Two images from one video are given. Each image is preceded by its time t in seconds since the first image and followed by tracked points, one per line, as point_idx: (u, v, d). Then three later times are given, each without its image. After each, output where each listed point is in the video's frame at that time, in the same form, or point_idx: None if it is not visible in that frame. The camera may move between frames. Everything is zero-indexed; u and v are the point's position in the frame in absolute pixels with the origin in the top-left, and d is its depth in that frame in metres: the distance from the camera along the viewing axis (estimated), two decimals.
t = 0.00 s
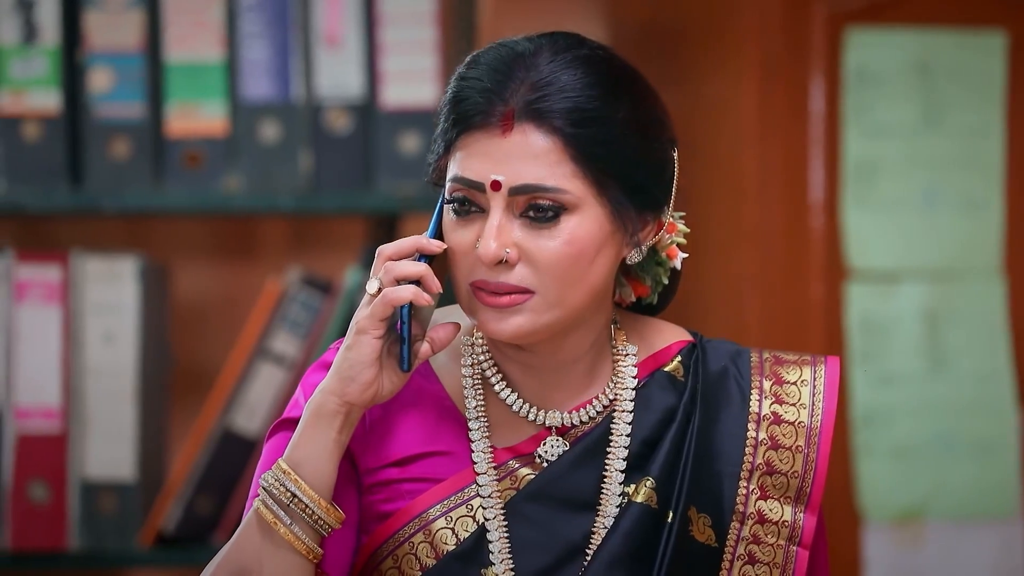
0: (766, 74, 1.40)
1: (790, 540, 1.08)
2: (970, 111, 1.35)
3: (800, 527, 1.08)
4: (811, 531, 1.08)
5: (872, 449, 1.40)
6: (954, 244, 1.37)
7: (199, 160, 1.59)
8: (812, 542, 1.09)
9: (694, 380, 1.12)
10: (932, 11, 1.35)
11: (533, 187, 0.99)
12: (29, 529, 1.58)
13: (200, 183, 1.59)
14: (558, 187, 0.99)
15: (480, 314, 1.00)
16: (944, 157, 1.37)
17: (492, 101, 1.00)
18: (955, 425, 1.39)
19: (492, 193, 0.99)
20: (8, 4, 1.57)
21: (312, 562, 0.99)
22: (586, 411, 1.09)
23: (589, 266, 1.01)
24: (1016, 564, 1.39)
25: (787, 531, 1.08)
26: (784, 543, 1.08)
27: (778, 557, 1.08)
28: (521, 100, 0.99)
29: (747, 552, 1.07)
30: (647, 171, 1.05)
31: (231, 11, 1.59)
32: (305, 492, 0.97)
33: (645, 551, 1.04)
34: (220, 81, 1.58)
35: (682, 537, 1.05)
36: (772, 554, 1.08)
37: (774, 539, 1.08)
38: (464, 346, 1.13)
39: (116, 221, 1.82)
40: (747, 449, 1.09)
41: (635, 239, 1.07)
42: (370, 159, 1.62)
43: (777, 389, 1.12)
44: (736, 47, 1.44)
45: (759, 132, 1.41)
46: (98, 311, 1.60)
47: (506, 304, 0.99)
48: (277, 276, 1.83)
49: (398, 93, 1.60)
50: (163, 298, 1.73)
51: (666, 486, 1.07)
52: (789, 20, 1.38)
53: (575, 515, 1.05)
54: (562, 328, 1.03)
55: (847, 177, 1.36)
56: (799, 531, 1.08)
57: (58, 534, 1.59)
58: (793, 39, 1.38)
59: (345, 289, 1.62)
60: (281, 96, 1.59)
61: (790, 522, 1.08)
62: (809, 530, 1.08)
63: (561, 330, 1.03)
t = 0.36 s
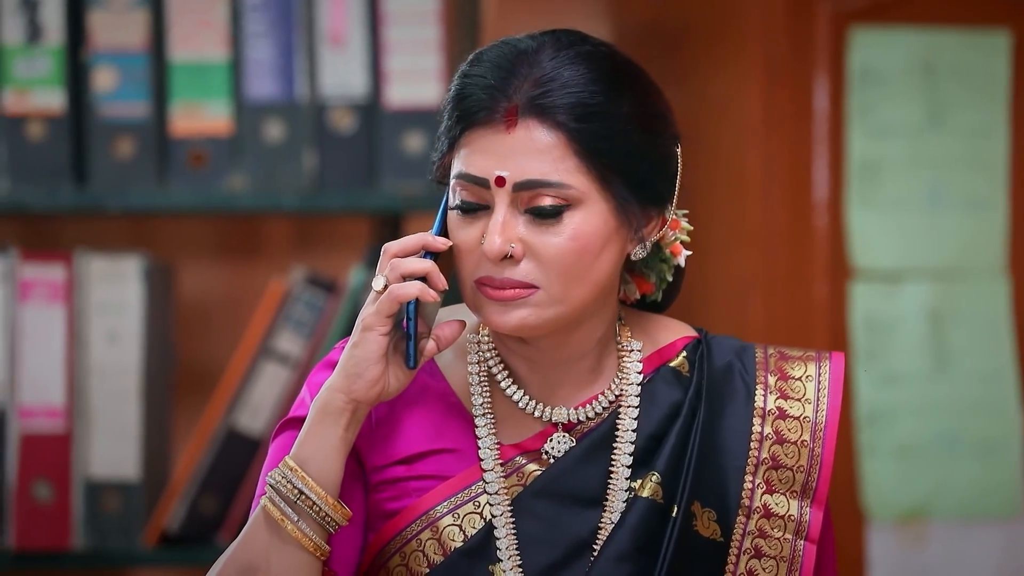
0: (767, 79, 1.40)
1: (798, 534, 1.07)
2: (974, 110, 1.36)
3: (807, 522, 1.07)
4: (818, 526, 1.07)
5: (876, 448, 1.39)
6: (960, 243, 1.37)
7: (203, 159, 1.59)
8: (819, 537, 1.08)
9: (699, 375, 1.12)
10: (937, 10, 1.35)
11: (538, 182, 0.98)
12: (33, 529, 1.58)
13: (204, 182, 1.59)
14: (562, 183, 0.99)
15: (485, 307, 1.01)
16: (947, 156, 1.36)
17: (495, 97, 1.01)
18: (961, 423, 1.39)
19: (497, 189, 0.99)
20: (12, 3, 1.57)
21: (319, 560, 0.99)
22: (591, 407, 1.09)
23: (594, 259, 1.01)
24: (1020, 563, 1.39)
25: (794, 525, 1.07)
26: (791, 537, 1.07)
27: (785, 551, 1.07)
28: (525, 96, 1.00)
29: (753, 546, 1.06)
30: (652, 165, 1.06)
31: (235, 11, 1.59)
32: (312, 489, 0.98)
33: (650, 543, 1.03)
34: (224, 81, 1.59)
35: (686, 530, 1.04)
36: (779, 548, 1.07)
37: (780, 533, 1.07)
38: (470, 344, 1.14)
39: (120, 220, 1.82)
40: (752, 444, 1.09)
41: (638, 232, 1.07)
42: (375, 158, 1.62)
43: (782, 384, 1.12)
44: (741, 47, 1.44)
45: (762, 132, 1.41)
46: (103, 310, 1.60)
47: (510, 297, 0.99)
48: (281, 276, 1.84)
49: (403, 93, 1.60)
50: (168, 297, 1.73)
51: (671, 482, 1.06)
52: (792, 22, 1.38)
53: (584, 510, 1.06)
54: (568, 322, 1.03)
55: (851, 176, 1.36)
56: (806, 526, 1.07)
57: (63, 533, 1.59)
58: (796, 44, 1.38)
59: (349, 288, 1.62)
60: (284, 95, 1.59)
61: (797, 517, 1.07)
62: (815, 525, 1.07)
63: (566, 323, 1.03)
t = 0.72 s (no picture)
0: (769, 76, 1.40)
1: (804, 533, 1.07)
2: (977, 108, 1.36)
3: (813, 521, 1.07)
4: (824, 525, 1.07)
5: (876, 449, 1.39)
6: (962, 243, 1.37)
7: (204, 159, 1.59)
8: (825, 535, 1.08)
9: (705, 374, 1.12)
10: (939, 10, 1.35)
11: (543, 184, 0.99)
12: (34, 529, 1.58)
13: (205, 182, 1.60)
14: (566, 184, 0.99)
15: (491, 311, 1.00)
16: (950, 156, 1.37)
17: (503, 97, 1.00)
18: (962, 423, 1.39)
19: (502, 190, 1.00)
20: (13, 3, 1.57)
21: (325, 558, 0.99)
22: (597, 406, 1.09)
23: (599, 260, 1.01)
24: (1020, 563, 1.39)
25: (800, 524, 1.07)
26: (797, 536, 1.07)
27: (791, 550, 1.07)
28: (532, 97, 1.00)
29: (760, 545, 1.06)
30: (659, 168, 1.06)
31: (236, 11, 1.59)
32: (316, 487, 0.97)
33: (656, 542, 1.04)
34: (224, 81, 1.59)
35: (691, 531, 1.05)
36: (786, 547, 1.07)
37: (786, 532, 1.07)
38: (476, 343, 1.13)
39: (121, 220, 1.82)
40: (758, 442, 1.09)
41: (644, 235, 1.07)
42: (376, 158, 1.62)
43: (788, 382, 1.12)
44: (742, 44, 1.44)
45: (763, 136, 1.41)
46: (104, 310, 1.60)
47: (518, 300, 0.99)
48: (282, 276, 1.84)
49: (404, 92, 1.60)
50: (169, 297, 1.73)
51: (677, 480, 1.06)
52: (793, 21, 1.38)
53: (590, 509, 1.05)
54: (573, 324, 1.03)
55: (852, 176, 1.36)
56: (813, 525, 1.07)
57: (64, 533, 1.59)
58: (796, 39, 1.38)
59: (350, 288, 1.61)
60: (285, 94, 1.59)
61: (803, 515, 1.07)
62: (822, 523, 1.07)
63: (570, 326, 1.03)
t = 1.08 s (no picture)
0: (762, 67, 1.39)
1: (804, 535, 1.07)
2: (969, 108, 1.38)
3: (814, 522, 1.08)
4: (825, 526, 1.07)
5: (868, 448, 1.41)
6: (957, 243, 1.39)
7: (196, 159, 1.59)
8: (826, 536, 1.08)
9: (706, 376, 1.12)
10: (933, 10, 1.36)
11: (548, 189, 0.98)
12: (26, 528, 1.58)
13: (198, 182, 1.59)
14: (573, 190, 0.99)
15: (493, 311, 1.01)
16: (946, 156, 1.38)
17: (513, 98, 1.00)
18: (957, 424, 1.40)
19: (509, 192, 0.99)
20: (6, 3, 1.57)
21: (319, 549, 0.99)
22: (599, 409, 1.09)
23: (603, 264, 1.01)
24: (1012, 563, 1.41)
25: (801, 526, 1.07)
26: (798, 538, 1.07)
27: (792, 552, 1.07)
28: (543, 99, 0.99)
29: (761, 547, 1.07)
30: (667, 175, 1.05)
31: (228, 11, 1.58)
32: (313, 477, 0.98)
33: (658, 545, 1.04)
34: (217, 80, 1.58)
35: (694, 533, 1.05)
36: (786, 549, 1.07)
37: (787, 534, 1.07)
38: (479, 345, 1.12)
39: (112, 219, 1.81)
40: (759, 444, 1.09)
41: (648, 242, 1.06)
42: (368, 158, 1.61)
43: (789, 384, 1.12)
44: (735, 40, 1.44)
45: (756, 131, 1.40)
46: (96, 310, 1.59)
47: (516, 303, 1.00)
48: (274, 276, 1.83)
49: (397, 92, 1.60)
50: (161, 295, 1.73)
51: (679, 483, 1.07)
52: (786, 19, 1.37)
53: (591, 512, 1.05)
54: (573, 327, 1.03)
55: (843, 176, 1.37)
56: (813, 526, 1.07)
57: (56, 532, 1.59)
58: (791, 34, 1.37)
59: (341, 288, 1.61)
60: (278, 94, 1.59)
61: (803, 517, 1.07)
62: (823, 525, 1.07)
63: (571, 329, 1.03)
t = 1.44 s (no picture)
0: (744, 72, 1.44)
1: (802, 537, 1.08)
2: (951, 106, 1.43)
3: (811, 524, 1.08)
4: (823, 528, 1.08)
5: (855, 448, 1.47)
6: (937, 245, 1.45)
7: (180, 159, 1.58)
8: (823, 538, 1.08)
9: (704, 381, 1.12)
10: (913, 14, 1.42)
11: (564, 184, 0.98)
12: (9, 528, 1.58)
13: (181, 180, 1.59)
14: (590, 187, 0.98)
15: (500, 307, 1.00)
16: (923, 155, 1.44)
17: (533, 92, 1.00)
18: (938, 425, 1.46)
19: (524, 185, 0.98)
20: None
21: (309, 534, 0.98)
22: (598, 413, 1.09)
23: (612, 268, 1.00)
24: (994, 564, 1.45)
25: (799, 529, 1.08)
26: (796, 541, 1.07)
27: (790, 555, 1.07)
28: (562, 95, 0.99)
29: (758, 551, 1.07)
30: (679, 182, 1.05)
31: (212, 11, 1.58)
32: (308, 462, 0.97)
33: (657, 550, 1.04)
34: (201, 80, 1.58)
35: (694, 537, 1.05)
36: (784, 552, 1.07)
37: (785, 537, 1.07)
38: (478, 347, 1.12)
39: (93, 219, 1.81)
40: (757, 446, 1.09)
41: (659, 249, 1.07)
42: (351, 158, 1.61)
43: (786, 386, 1.12)
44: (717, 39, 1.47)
45: (741, 133, 1.45)
46: (79, 310, 1.58)
47: (526, 301, 0.99)
48: (257, 276, 1.83)
49: (380, 91, 1.59)
50: (144, 295, 1.72)
51: (677, 488, 1.07)
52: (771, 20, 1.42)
53: (590, 517, 1.05)
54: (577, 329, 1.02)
55: (827, 175, 1.43)
56: (811, 528, 1.08)
57: (38, 532, 1.58)
58: (773, 35, 1.43)
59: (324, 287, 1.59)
60: (261, 92, 1.58)
61: (801, 520, 1.08)
62: (820, 526, 1.08)
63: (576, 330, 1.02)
